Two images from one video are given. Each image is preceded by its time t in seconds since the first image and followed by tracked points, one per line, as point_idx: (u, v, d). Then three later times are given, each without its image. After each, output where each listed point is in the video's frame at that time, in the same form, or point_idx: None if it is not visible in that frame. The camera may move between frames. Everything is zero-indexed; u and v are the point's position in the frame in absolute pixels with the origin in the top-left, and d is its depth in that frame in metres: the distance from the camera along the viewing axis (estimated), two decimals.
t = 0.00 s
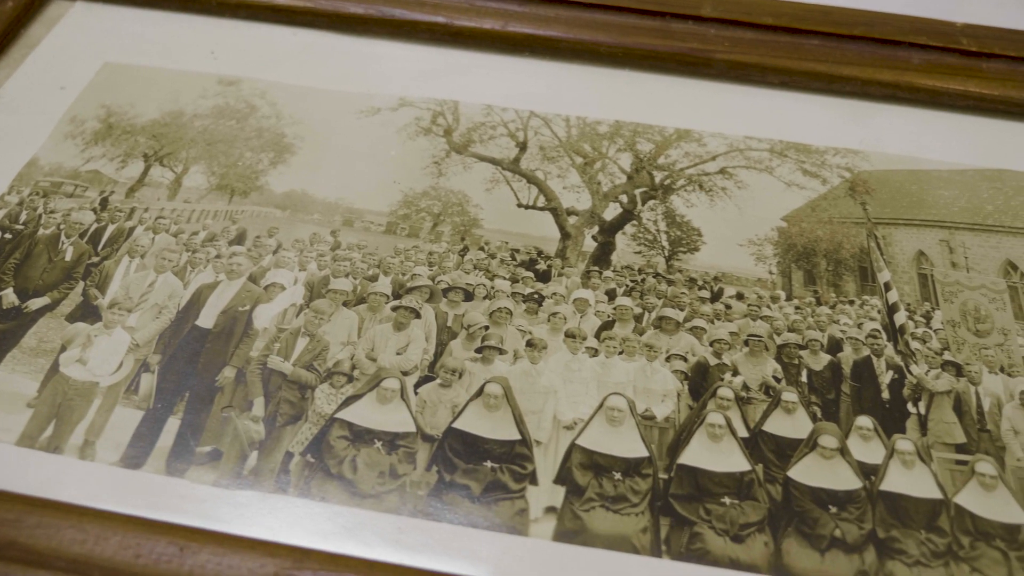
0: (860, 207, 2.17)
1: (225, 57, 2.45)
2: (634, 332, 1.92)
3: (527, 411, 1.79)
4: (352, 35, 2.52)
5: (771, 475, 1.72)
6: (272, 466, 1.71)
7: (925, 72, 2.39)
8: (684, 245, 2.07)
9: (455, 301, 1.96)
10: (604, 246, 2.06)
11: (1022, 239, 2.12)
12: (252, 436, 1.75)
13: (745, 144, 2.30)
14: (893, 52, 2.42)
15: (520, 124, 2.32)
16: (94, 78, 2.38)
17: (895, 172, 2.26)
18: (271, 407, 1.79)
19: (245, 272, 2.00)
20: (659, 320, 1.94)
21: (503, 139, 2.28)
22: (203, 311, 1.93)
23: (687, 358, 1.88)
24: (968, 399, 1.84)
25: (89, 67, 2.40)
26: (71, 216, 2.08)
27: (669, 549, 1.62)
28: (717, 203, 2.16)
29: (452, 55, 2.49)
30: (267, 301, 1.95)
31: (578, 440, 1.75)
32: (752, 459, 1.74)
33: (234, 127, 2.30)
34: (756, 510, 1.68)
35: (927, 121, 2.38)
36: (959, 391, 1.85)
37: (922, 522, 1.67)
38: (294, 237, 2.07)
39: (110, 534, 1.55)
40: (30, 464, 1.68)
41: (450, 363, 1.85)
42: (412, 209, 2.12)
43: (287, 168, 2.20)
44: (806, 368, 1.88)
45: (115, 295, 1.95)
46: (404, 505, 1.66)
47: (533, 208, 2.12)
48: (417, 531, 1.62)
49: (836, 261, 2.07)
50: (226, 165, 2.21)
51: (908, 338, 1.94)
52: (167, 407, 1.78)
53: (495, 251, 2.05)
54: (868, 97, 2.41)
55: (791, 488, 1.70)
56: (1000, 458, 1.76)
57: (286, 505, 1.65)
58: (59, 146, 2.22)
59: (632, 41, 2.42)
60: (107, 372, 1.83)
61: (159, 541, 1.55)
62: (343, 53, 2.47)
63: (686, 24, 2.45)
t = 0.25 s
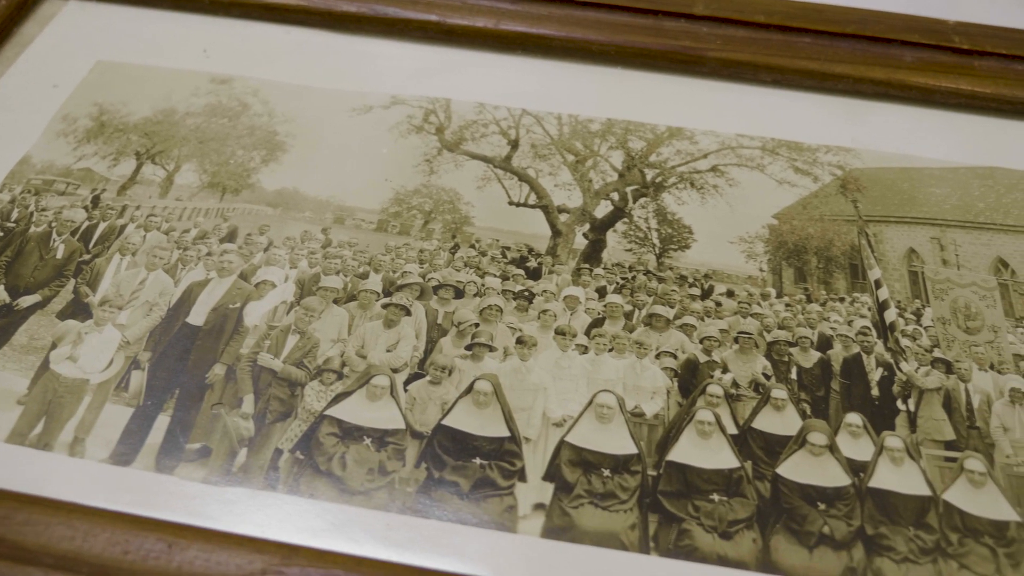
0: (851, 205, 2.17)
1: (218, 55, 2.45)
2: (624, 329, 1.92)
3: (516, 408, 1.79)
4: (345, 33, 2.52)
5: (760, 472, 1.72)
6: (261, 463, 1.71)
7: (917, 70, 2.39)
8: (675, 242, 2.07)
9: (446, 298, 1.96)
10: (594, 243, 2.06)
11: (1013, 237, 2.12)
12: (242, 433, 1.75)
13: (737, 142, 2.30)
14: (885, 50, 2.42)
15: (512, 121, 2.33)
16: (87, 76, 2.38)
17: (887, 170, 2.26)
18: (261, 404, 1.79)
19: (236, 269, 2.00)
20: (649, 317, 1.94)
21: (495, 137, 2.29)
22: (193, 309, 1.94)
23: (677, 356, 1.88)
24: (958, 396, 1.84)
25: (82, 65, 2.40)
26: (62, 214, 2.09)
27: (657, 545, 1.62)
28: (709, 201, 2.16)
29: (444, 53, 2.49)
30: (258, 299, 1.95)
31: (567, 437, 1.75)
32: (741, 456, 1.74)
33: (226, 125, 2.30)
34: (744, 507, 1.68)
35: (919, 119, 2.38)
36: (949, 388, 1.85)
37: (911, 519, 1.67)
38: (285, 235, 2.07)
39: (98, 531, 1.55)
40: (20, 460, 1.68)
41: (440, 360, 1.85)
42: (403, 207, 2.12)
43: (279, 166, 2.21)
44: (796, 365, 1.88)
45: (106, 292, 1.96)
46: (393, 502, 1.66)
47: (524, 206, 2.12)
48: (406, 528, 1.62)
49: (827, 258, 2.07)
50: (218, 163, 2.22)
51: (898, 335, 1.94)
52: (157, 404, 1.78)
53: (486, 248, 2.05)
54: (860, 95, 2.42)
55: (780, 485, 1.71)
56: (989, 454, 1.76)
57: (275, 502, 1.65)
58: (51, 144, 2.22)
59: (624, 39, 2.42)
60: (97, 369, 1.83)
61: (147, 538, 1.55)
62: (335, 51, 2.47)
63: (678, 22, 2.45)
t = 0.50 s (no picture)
0: (842, 202, 2.18)
1: (211, 53, 2.45)
2: (614, 326, 1.93)
3: (505, 405, 1.79)
4: (337, 31, 2.52)
5: (748, 469, 1.72)
6: (250, 460, 1.71)
7: (908, 68, 2.39)
8: (665, 240, 2.07)
9: (436, 296, 1.96)
10: (585, 241, 2.07)
11: (1004, 234, 2.12)
12: (231, 430, 1.75)
13: (728, 139, 2.30)
14: (876, 48, 2.42)
15: (504, 119, 2.33)
16: (79, 74, 2.39)
17: (878, 167, 2.26)
18: (250, 401, 1.79)
19: (227, 267, 2.00)
20: (639, 314, 1.94)
21: (487, 135, 2.29)
22: (184, 306, 1.94)
23: (666, 353, 1.88)
24: (947, 393, 1.84)
25: (75, 63, 2.41)
26: (54, 212, 2.09)
27: (645, 541, 1.62)
28: (699, 198, 2.16)
29: (436, 51, 2.49)
30: (248, 296, 1.95)
31: (556, 434, 1.75)
32: (729, 453, 1.74)
33: (218, 123, 2.31)
34: (732, 504, 1.68)
35: (910, 117, 2.39)
36: (938, 385, 1.86)
37: (898, 515, 1.68)
38: (276, 232, 2.07)
39: (86, 527, 1.55)
40: (9, 457, 1.68)
41: (429, 357, 1.86)
42: (394, 204, 2.12)
43: (270, 163, 2.21)
44: (785, 362, 1.88)
45: (96, 289, 1.96)
46: (381, 498, 1.66)
47: (515, 204, 2.13)
48: (394, 524, 1.62)
49: (817, 256, 2.07)
50: (210, 160, 2.22)
51: (888, 332, 1.94)
52: (146, 401, 1.79)
53: (476, 246, 2.05)
54: (852, 93, 2.42)
55: (768, 481, 1.71)
56: (978, 451, 1.76)
57: (263, 499, 1.65)
58: (43, 141, 2.22)
59: (616, 37, 2.42)
60: (87, 366, 1.83)
61: (135, 534, 1.55)
62: (328, 50, 2.48)
63: (670, 20, 2.45)
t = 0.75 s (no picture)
0: (832, 200, 2.18)
1: (203, 51, 2.46)
2: (603, 324, 1.93)
3: (493, 402, 1.79)
4: (329, 29, 2.52)
5: (736, 466, 1.72)
6: (239, 456, 1.72)
7: (899, 66, 2.39)
8: (655, 238, 2.07)
9: (425, 293, 1.96)
10: (575, 238, 2.07)
11: (994, 232, 2.13)
12: (219, 426, 1.76)
13: (719, 137, 2.31)
14: (868, 45, 2.41)
15: (495, 117, 2.33)
16: (72, 72, 2.39)
17: (869, 165, 2.26)
18: (239, 398, 1.80)
19: (217, 264, 2.01)
20: (628, 312, 1.95)
21: (477, 133, 2.29)
22: (174, 303, 1.94)
23: (655, 350, 1.88)
24: (935, 389, 1.85)
25: (67, 61, 2.41)
26: (45, 209, 2.10)
27: (632, 538, 1.62)
28: (690, 196, 2.16)
29: (428, 49, 2.49)
30: (238, 294, 1.96)
31: (544, 431, 1.76)
32: (717, 450, 1.74)
33: (210, 121, 2.31)
34: (719, 500, 1.68)
35: (901, 115, 2.39)
36: (926, 382, 1.86)
37: (886, 512, 1.68)
38: (266, 230, 2.07)
39: (74, 523, 1.56)
40: None
41: (418, 355, 1.86)
42: (385, 202, 2.12)
43: (261, 161, 2.21)
44: (774, 360, 1.88)
45: (87, 287, 1.96)
46: (369, 495, 1.66)
47: (505, 201, 2.13)
48: (381, 520, 1.62)
49: (807, 253, 2.07)
50: (201, 158, 2.22)
51: (877, 330, 1.94)
52: (135, 398, 1.79)
53: (466, 243, 2.05)
54: (843, 91, 2.42)
55: (755, 478, 1.71)
56: (965, 448, 1.77)
57: (251, 495, 1.66)
58: (34, 139, 2.23)
59: (608, 35, 2.42)
60: (76, 363, 1.84)
61: (123, 530, 1.55)
62: (320, 48, 2.48)
63: (662, 18, 2.45)
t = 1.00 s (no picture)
0: (821, 197, 2.18)
1: (194, 49, 2.46)
2: (591, 321, 1.93)
3: (481, 399, 1.80)
4: (321, 27, 2.52)
5: (723, 462, 1.73)
6: (226, 453, 1.72)
7: (890, 63, 2.39)
8: (644, 235, 2.08)
9: (414, 290, 1.97)
10: (564, 236, 2.07)
11: (983, 229, 2.13)
12: (207, 423, 1.76)
13: (709, 135, 2.31)
14: (859, 43, 2.42)
15: (485, 115, 2.33)
16: (63, 70, 2.39)
17: (859, 163, 2.26)
18: (227, 394, 1.80)
19: (207, 262, 2.01)
20: (617, 309, 1.95)
21: (468, 131, 2.29)
22: (163, 301, 1.95)
23: (643, 347, 1.89)
24: (922, 386, 1.85)
25: (58, 60, 2.41)
26: (35, 207, 2.10)
27: (618, 534, 1.63)
28: (679, 194, 2.16)
29: (419, 47, 2.49)
30: (227, 291, 1.96)
31: (532, 428, 1.76)
32: (704, 446, 1.75)
33: (201, 119, 2.31)
34: (706, 497, 1.68)
35: (892, 112, 2.39)
36: (914, 378, 1.86)
37: (872, 508, 1.68)
38: (256, 227, 2.08)
39: (60, 519, 1.56)
40: None
41: (406, 352, 1.86)
42: (375, 199, 2.13)
43: (252, 159, 2.22)
44: (762, 357, 1.89)
45: (77, 284, 1.97)
46: (356, 491, 1.67)
47: (495, 199, 2.13)
48: (368, 517, 1.63)
49: (796, 251, 2.07)
50: (192, 156, 2.22)
51: (865, 327, 1.94)
52: (124, 395, 1.80)
53: (455, 241, 2.06)
54: (834, 89, 2.42)
55: (742, 474, 1.71)
56: (952, 445, 1.77)
57: (238, 492, 1.66)
58: (25, 137, 2.23)
59: (599, 33, 2.42)
60: (66, 360, 1.84)
61: (109, 526, 1.56)
62: (311, 46, 2.48)
63: (653, 16, 2.45)
